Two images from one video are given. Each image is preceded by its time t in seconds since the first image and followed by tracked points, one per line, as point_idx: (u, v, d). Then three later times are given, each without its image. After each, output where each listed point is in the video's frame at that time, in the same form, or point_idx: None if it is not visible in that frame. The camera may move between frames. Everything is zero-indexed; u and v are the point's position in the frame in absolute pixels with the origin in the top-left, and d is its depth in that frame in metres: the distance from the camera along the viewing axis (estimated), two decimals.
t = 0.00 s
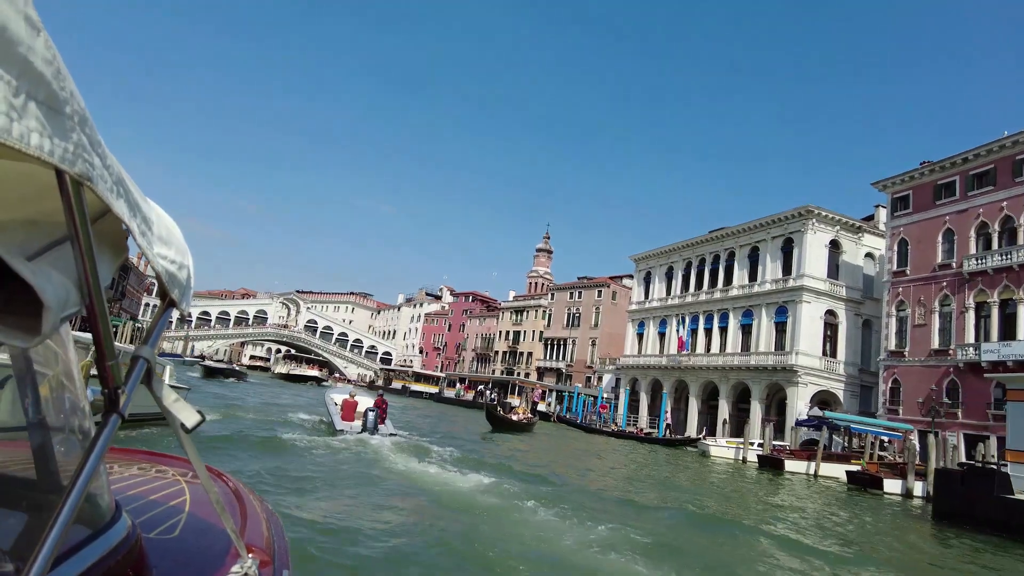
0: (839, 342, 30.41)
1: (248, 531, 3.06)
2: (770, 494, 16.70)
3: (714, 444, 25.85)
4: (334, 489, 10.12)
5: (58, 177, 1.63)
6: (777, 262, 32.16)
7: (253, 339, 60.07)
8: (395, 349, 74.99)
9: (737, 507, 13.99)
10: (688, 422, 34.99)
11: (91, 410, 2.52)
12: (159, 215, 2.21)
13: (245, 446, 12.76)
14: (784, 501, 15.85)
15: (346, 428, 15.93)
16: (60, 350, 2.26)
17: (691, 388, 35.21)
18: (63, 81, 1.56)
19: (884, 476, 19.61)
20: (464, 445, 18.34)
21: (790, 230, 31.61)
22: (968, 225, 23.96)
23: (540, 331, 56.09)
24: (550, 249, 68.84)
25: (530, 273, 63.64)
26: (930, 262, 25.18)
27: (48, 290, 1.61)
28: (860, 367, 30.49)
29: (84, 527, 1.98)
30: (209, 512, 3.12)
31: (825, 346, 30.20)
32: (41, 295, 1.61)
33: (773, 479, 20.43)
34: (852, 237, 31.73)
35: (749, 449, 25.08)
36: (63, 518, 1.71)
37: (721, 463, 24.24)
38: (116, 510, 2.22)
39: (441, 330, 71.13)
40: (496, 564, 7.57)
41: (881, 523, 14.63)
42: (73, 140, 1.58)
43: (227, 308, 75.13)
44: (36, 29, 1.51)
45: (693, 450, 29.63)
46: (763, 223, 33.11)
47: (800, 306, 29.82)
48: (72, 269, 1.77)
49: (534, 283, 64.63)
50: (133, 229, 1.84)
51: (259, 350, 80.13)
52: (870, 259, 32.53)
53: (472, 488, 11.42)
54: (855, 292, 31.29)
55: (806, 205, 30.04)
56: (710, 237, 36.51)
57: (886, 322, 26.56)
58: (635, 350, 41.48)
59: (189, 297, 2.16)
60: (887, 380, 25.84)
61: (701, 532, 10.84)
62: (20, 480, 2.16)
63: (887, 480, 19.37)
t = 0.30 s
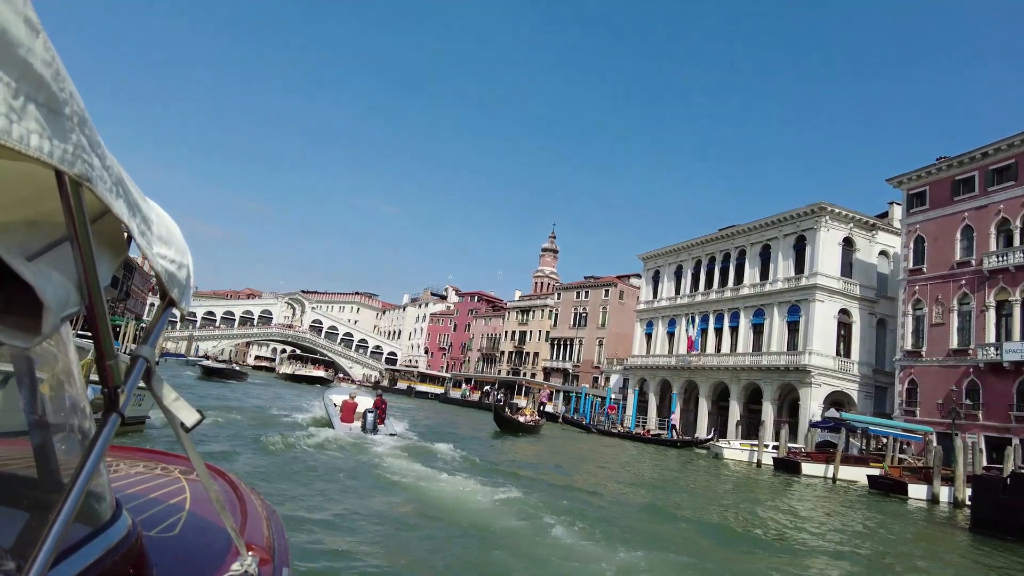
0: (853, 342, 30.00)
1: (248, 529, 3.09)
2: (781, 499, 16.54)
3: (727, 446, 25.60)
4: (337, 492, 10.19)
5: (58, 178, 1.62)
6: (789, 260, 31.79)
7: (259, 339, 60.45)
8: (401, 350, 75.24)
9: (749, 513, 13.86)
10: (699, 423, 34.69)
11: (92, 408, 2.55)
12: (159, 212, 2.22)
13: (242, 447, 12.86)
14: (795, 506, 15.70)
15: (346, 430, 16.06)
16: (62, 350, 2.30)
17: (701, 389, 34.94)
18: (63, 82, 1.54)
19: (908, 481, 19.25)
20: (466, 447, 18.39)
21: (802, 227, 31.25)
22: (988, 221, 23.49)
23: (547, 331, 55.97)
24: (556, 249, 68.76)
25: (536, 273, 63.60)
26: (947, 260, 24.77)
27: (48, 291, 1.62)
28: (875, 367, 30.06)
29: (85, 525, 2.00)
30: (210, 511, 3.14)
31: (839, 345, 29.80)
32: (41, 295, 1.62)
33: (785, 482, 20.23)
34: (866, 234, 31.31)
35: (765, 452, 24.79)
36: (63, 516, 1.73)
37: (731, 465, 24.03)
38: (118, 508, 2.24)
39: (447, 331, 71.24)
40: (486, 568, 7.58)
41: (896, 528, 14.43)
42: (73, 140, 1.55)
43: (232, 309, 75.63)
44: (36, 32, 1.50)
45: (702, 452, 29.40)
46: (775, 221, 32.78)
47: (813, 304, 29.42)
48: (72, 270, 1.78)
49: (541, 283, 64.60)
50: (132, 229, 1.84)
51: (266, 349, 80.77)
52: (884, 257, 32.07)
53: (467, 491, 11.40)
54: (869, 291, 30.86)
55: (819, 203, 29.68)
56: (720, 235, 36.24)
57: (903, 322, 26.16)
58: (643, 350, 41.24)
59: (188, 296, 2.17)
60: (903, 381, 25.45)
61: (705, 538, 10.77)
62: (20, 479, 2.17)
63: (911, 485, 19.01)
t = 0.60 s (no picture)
0: (868, 342, 29.58)
1: (246, 528, 3.10)
2: (791, 502, 16.36)
3: (742, 448, 25.29)
4: (339, 494, 10.23)
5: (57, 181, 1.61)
6: (802, 258, 31.41)
7: (264, 338, 60.76)
8: (406, 350, 75.57)
9: (759, 516, 13.74)
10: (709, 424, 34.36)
11: (88, 404, 2.58)
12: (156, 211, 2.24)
13: (239, 447, 12.95)
14: (806, 509, 15.53)
15: (347, 429, 16.39)
16: (59, 348, 2.35)
17: (711, 389, 34.64)
18: (63, 84, 1.50)
19: (934, 485, 18.87)
20: (465, 447, 18.43)
21: (815, 224, 30.88)
22: (1009, 217, 23.02)
23: (553, 330, 55.87)
24: (561, 249, 68.72)
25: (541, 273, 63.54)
26: (966, 257, 24.34)
27: (47, 291, 1.65)
28: (890, 367, 29.61)
29: (82, 524, 2.01)
30: (208, 510, 3.16)
31: (853, 345, 29.39)
32: (42, 295, 1.65)
33: (796, 484, 19.99)
34: (880, 232, 30.88)
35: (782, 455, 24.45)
36: (63, 514, 1.74)
37: (740, 467, 23.79)
38: (116, 507, 2.26)
39: (452, 331, 71.42)
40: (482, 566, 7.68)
41: (909, 532, 14.25)
42: (74, 145, 1.53)
43: (237, 309, 76.06)
44: (36, 36, 1.46)
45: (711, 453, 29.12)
46: (787, 218, 32.41)
47: (826, 303, 29.03)
48: (72, 272, 1.81)
49: (547, 283, 64.61)
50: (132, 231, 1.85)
51: (272, 349, 81.24)
52: (899, 254, 31.60)
53: (465, 493, 11.43)
54: (884, 289, 30.42)
55: (833, 199, 29.32)
56: (730, 233, 35.91)
57: (919, 320, 25.76)
58: (652, 350, 41.01)
59: (188, 296, 2.20)
60: (920, 381, 25.05)
61: (708, 540, 10.75)
62: (19, 477, 2.20)
63: (937, 489, 18.67)
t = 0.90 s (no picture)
0: (882, 341, 29.14)
1: (240, 528, 3.13)
2: (803, 505, 16.16)
3: (756, 450, 24.96)
4: (340, 495, 10.23)
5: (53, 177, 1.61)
6: (814, 256, 31.00)
7: (269, 339, 60.96)
8: (411, 350, 75.81)
9: (770, 519, 13.60)
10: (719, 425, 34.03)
11: (83, 400, 2.59)
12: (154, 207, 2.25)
13: (236, 447, 12.99)
14: (817, 511, 15.35)
15: (347, 428, 16.31)
16: (54, 344, 2.35)
17: (721, 390, 34.31)
18: (61, 82, 1.48)
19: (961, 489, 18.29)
20: (464, 448, 18.41)
21: (827, 221, 30.48)
22: None
23: (559, 330, 55.77)
24: (567, 249, 68.65)
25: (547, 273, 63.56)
26: (985, 254, 23.89)
27: (41, 288, 1.67)
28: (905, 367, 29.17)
29: (75, 522, 2.05)
30: (202, 508, 3.21)
31: (867, 344, 28.96)
32: (35, 292, 1.66)
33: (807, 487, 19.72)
34: (894, 229, 30.42)
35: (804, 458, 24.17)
36: (55, 511, 1.76)
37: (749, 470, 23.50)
38: (109, 505, 2.29)
39: (457, 331, 71.55)
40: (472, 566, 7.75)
41: (922, 535, 14.05)
42: (69, 140, 1.53)
43: (242, 310, 76.34)
44: (35, 33, 1.45)
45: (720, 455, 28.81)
46: (798, 215, 32.04)
47: (840, 302, 28.61)
48: (67, 268, 1.83)
49: (552, 283, 64.61)
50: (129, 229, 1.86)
51: (277, 350, 81.56)
52: (914, 252, 31.13)
53: (462, 492, 11.43)
54: (898, 287, 29.98)
55: (846, 195, 28.92)
56: (741, 231, 35.57)
57: (936, 319, 25.33)
58: (660, 350, 40.74)
59: (184, 294, 2.22)
60: (938, 381, 24.64)
61: (710, 540, 10.70)
62: (14, 474, 2.21)
63: (965, 493, 18.07)
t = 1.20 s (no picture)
0: (896, 340, 28.69)
1: (235, 528, 3.17)
2: (815, 509, 16.01)
3: (771, 452, 24.61)
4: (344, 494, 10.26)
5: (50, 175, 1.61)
6: (826, 254, 30.58)
7: (274, 339, 61.17)
8: (416, 350, 76.08)
9: (781, 523, 13.48)
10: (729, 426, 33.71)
11: (79, 397, 2.60)
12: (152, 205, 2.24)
13: (230, 444, 13.04)
14: (829, 515, 15.20)
15: (347, 428, 16.39)
16: (51, 343, 2.36)
17: (731, 390, 33.97)
18: (58, 80, 1.47)
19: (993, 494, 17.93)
20: (462, 448, 18.44)
21: (840, 218, 30.07)
22: None
23: (565, 330, 55.66)
24: (572, 249, 68.68)
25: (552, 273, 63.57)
26: (1005, 251, 23.42)
27: (36, 286, 1.69)
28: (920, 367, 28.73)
29: (69, 520, 2.07)
30: (196, 507, 3.26)
31: (881, 344, 28.54)
32: (30, 290, 1.68)
33: (818, 490, 19.53)
34: (909, 226, 29.95)
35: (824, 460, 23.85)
36: (49, 507, 1.78)
37: (759, 472, 23.24)
38: (104, 504, 2.33)
39: (462, 331, 71.70)
40: (466, 561, 7.81)
41: (938, 540, 13.87)
42: (67, 138, 1.50)
43: (246, 309, 76.64)
44: (32, 31, 1.43)
45: (729, 457, 28.52)
46: (810, 212, 31.66)
47: (854, 300, 28.20)
48: (62, 266, 1.84)
49: (557, 283, 64.62)
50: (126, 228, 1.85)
51: (281, 350, 82.08)
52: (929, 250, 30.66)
53: (459, 492, 11.44)
54: (913, 286, 29.51)
55: (860, 192, 28.50)
56: (750, 228, 35.24)
57: (954, 317, 24.93)
58: (668, 350, 40.49)
59: (180, 293, 2.22)
60: (956, 381, 24.21)
61: (708, 544, 10.70)
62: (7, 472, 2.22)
63: (996, 498, 17.73)
